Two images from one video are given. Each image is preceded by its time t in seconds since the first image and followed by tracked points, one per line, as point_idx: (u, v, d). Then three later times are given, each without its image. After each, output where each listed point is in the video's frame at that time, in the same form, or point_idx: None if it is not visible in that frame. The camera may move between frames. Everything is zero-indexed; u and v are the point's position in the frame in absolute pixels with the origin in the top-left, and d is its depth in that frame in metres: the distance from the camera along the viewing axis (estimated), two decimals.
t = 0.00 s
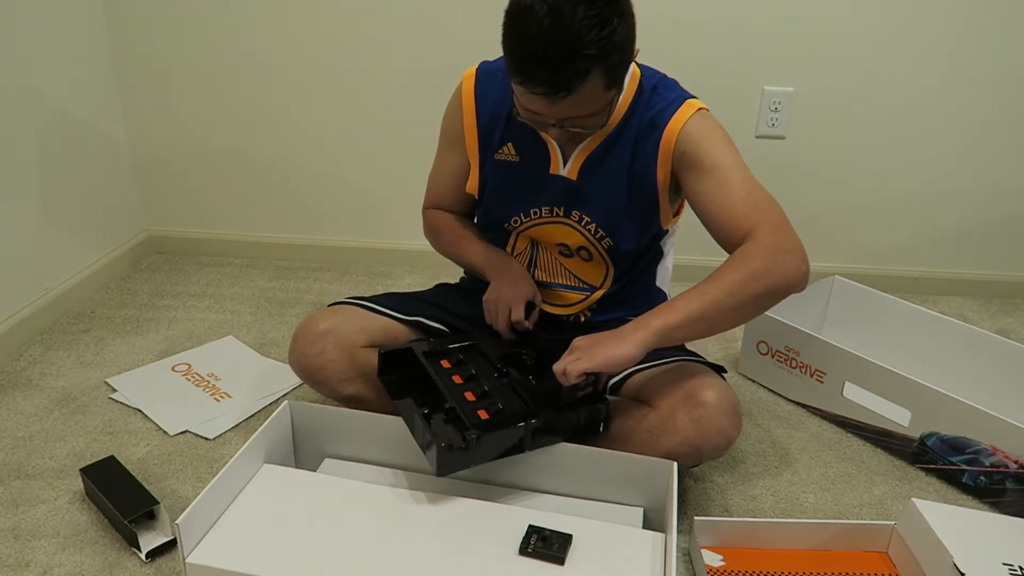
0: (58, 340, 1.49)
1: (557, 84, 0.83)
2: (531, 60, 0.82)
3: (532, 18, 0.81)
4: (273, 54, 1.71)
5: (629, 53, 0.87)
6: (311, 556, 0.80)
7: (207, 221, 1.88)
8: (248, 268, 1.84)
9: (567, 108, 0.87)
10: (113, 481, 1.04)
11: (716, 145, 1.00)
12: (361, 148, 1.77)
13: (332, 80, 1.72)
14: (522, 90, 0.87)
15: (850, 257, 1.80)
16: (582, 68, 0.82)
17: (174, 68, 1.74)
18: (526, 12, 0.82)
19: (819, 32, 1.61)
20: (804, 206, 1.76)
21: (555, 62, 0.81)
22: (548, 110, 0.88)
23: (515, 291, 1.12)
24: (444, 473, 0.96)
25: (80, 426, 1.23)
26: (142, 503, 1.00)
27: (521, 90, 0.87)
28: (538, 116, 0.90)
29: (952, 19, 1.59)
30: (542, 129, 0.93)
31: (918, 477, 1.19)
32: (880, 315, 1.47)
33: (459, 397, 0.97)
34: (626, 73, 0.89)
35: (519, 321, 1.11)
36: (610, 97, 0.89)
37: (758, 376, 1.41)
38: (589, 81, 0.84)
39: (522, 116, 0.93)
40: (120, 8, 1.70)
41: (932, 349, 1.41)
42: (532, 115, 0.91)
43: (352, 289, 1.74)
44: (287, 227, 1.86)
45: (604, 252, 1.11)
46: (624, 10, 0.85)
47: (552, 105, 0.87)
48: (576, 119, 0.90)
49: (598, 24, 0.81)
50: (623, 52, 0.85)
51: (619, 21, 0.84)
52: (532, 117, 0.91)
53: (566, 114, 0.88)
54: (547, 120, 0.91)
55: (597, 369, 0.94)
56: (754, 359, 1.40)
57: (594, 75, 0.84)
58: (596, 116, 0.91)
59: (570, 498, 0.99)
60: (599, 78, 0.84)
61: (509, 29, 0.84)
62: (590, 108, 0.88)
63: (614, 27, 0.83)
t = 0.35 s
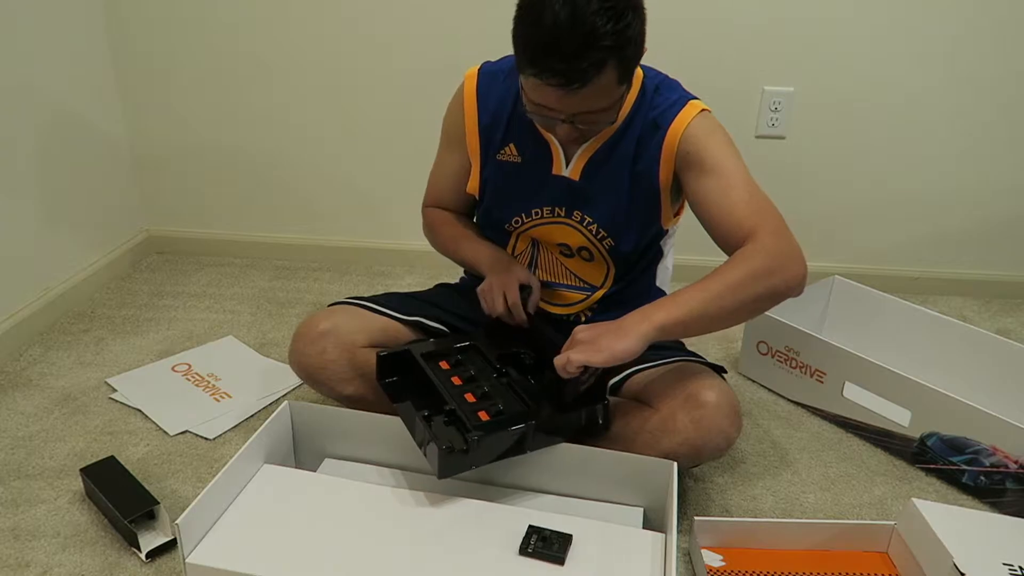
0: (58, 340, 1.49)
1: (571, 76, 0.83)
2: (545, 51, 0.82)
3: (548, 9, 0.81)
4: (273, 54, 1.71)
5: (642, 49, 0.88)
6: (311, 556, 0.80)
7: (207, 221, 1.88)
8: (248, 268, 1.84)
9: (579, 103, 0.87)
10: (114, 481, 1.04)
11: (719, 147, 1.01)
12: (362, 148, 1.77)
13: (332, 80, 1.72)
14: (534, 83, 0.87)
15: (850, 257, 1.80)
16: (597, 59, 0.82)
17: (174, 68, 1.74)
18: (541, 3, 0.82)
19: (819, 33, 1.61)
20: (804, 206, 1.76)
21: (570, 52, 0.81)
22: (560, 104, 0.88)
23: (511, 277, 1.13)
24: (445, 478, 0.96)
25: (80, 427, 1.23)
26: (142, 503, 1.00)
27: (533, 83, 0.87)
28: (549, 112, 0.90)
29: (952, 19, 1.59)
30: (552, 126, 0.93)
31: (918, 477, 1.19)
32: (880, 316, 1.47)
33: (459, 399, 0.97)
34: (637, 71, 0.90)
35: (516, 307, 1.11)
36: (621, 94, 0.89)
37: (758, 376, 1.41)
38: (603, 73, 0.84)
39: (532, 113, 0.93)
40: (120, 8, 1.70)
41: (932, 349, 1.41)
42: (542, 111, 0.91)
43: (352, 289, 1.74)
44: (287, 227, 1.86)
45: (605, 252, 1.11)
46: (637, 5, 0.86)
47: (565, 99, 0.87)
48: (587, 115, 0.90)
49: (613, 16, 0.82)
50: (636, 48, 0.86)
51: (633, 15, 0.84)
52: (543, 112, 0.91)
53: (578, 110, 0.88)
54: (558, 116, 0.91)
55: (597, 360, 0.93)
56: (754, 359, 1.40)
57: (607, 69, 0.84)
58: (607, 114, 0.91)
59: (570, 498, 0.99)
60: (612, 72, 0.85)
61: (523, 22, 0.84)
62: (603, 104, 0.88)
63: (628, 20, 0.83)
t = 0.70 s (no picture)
0: (58, 340, 1.49)
1: (580, 47, 0.84)
2: (557, 19, 0.84)
3: None
4: (273, 54, 1.71)
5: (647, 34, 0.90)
6: (311, 556, 0.80)
7: (207, 222, 1.88)
8: (248, 268, 1.84)
9: (585, 79, 0.88)
10: (113, 480, 1.04)
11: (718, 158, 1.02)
12: (361, 148, 1.77)
13: (332, 79, 1.72)
14: (542, 54, 0.87)
15: (850, 257, 1.80)
16: (607, 30, 0.84)
17: (174, 68, 1.74)
18: None
19: (819, 33, 1.61)
20: (804, 206, 1.76)
21: (582, 20, 0.83)
22: (565, 78, 0.88)
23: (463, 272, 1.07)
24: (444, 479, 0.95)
25: (80, 427, 1.23)
26: (142, 502, 1.00)
27: (540, 54, 0.87)
28: (554, 88, 0.91)
29: (952, 19, 1.59)
30: (554, 105, 0.93)
31: (918, 477, 1.19)
32: (880, 315, 1.47)
33: (460, 399, 0.97)
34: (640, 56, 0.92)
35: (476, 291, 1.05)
36: (624, 77, 0.91)
37: (758, 376, 1.41)
38: (611, 47, 0.85)
39: (533, 91, 0.94)
40: (120, 8, 1.70)
41: (932, 349, 1.41)
42: (546, 86, 0.91)
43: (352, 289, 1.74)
44: (287, 227, 1.86)
45: (606, 250, 1.11)
46: None
47: (571, 74, 0.88)
48: (589, 95, 0.91)
49: None
50: (642, 30, 0.88)
51: None
52: (546, 86, 0.91)
53: (582, 87, 0.90)
54: (561, 94, 0.91)
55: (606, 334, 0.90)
56: (754, 359, 1.40)
57: (615, 45, 0.86)
58: (608, 96, 0.92)
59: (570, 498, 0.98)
60: (619, 49, 0.86)
61: None
62: (606, 83, 0.90)
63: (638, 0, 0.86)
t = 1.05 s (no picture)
0: (58, 340, 1.49)
1: (584, 10, 0.85)
2: None
3: None
4: (273, 54, 1.71)
5: (650, 23, 0.91)
6: (311, 556, 0.80)
7: (207, 222, 1.88)
8: (248, 268, 1.84)
9: (585, 50, 0.88)
10: (113, 480, 1.04)
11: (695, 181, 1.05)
12: (362, 148, 1.77)
13: (332, 80, 1.72)
14: (547, 18, 0.88)
15: (850, 257, 1.80)
16: None
17: (174, 68, 1.74)
18: None
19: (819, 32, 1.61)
20: (804, 206, 1.76)
21: None
22: (565, 45, 0.88)
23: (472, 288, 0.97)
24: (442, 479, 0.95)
25: (80, 427, 1.23)
26: (142, 502, 1.00)
27: (545, 18, 0.88)
28: (553, 57, 0.91)
29: (953, 19, 1.59)
30: (551, 76, 0.93)
31: (918, 477, 1.18)
32: (880, 315, 1.47)
33: (460, 399, 0.97)
34: (640, 45, 0.93)
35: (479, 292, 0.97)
36: (623, 60, 0.92)
37: (758, 376, 1.41)
38: (614, 20, 0.86)
39: (532, 61, 0.94)
40: (120, 8, 1.70)
41: (932, 349, 1.41)
42: (545, 54, 0.91)
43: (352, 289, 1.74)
44: (286, 227, 1.86)
45: (605, 249, 1.11)
46: None
47: (572, 40, 0.88)
48: (587, 70, 0.91)
49: None
50: (646, 15, 0.90)
51: None
52: (546, 55, 0.91)
53: (581, 59, 0.90)
54: (559, 64, 0.92)
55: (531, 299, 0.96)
56: (754, 359, 1.40)
57: (618, 17, 0.87)
58: (605, 76, 0.92)
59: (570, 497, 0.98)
60: (621, 23, 0.87)
61: None
62: (606, 59, 0.90)
63: None
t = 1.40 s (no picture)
0: (58, 340, 1.49)
1: None
2: None
3: None
4: (274, 54, 1.71)
5: (637, 17, 0.93)
6: (311, 557, 0.80)
7: (207, 222, 1.88)
8: (248, 268, 1.84)
9: (575, 40, 0.89)
10: (113, 481, 1.04)
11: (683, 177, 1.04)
12: (362, 148, 1.77)
13: (333, 80, 1.72)
14: (534, 11, 0.88)
15: (850, 257, 1.80)
16: None
17: (174, 68, 1.74)
18: None
19: (819, 33, 1.61)
20: (804, 206, 1.76)
21: None
22: (555, 36, 0.89)
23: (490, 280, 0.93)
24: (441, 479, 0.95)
25: (80, 427, 1.23)
26: (142, 503, 1.00)
27: (533, 10, 0.88)
28: (543, 50, 0.91)
29: (953, 19, 1.59)
30: (541, 71, 0.93)
31: (918, 477, 1.18)
32: (879, 315, 1.47)
33: (460, 399, 0.97)
34: (629, 38, 0.94)
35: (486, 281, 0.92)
36: (613, 52, 0.92)
37: (758, 376, 1.41)
38: (601, 8, 0.87)
39: (521, 58, 0.94)
40: (121, 8, 1.70)
41: (932, 349, 1.41)
42: (535, 49, 0.92)
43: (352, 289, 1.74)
44: (286, 227, 1.86)
45: (602, 249, 1.11)
46: None
47: (562, 30, 0.88)
48: (577, 62, 0.92)
49: None
50: (633, 7, 0.91)
51: None
52: (536, 50, 0.92)
53: (571, 51, 0.90)
54: (549, 57, 0.92)
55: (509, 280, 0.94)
56: (754, 359, 1.40)
57: (606, 6, 0.88)
58: (596, 68, 0.92)
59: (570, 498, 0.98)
60: (610, 13, 0.88)
61: None
62: (595, 50, 0.90)
63: None
